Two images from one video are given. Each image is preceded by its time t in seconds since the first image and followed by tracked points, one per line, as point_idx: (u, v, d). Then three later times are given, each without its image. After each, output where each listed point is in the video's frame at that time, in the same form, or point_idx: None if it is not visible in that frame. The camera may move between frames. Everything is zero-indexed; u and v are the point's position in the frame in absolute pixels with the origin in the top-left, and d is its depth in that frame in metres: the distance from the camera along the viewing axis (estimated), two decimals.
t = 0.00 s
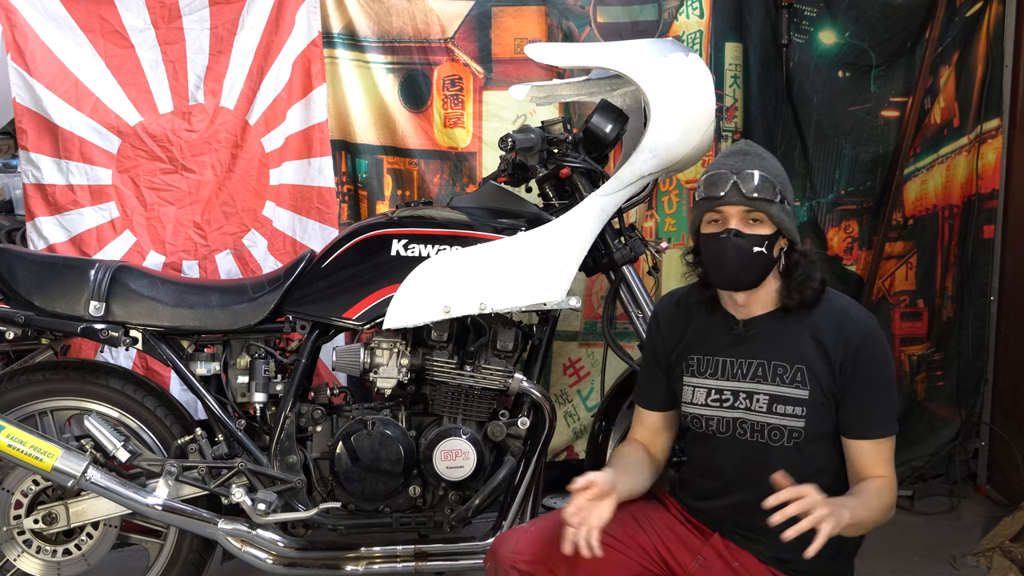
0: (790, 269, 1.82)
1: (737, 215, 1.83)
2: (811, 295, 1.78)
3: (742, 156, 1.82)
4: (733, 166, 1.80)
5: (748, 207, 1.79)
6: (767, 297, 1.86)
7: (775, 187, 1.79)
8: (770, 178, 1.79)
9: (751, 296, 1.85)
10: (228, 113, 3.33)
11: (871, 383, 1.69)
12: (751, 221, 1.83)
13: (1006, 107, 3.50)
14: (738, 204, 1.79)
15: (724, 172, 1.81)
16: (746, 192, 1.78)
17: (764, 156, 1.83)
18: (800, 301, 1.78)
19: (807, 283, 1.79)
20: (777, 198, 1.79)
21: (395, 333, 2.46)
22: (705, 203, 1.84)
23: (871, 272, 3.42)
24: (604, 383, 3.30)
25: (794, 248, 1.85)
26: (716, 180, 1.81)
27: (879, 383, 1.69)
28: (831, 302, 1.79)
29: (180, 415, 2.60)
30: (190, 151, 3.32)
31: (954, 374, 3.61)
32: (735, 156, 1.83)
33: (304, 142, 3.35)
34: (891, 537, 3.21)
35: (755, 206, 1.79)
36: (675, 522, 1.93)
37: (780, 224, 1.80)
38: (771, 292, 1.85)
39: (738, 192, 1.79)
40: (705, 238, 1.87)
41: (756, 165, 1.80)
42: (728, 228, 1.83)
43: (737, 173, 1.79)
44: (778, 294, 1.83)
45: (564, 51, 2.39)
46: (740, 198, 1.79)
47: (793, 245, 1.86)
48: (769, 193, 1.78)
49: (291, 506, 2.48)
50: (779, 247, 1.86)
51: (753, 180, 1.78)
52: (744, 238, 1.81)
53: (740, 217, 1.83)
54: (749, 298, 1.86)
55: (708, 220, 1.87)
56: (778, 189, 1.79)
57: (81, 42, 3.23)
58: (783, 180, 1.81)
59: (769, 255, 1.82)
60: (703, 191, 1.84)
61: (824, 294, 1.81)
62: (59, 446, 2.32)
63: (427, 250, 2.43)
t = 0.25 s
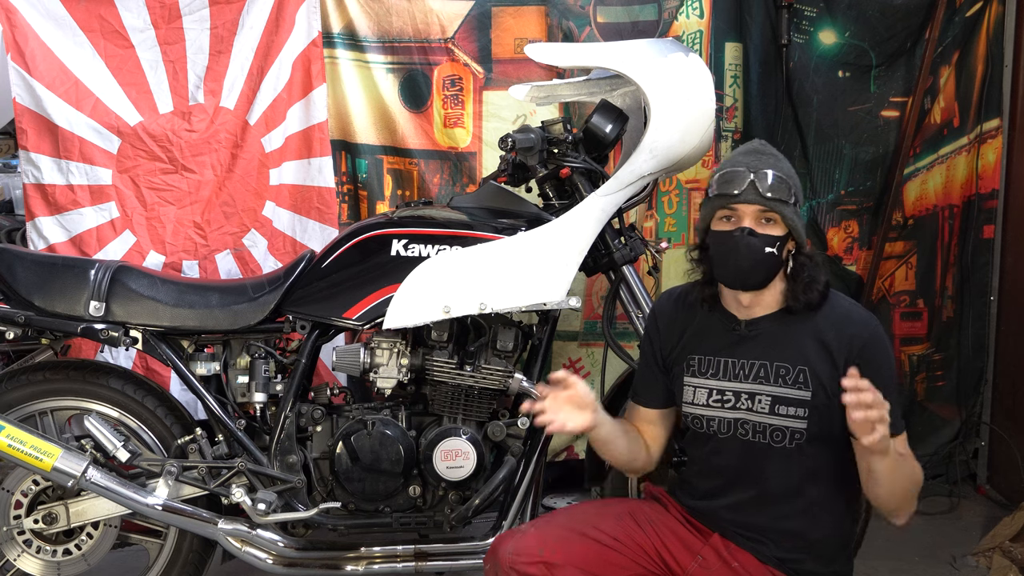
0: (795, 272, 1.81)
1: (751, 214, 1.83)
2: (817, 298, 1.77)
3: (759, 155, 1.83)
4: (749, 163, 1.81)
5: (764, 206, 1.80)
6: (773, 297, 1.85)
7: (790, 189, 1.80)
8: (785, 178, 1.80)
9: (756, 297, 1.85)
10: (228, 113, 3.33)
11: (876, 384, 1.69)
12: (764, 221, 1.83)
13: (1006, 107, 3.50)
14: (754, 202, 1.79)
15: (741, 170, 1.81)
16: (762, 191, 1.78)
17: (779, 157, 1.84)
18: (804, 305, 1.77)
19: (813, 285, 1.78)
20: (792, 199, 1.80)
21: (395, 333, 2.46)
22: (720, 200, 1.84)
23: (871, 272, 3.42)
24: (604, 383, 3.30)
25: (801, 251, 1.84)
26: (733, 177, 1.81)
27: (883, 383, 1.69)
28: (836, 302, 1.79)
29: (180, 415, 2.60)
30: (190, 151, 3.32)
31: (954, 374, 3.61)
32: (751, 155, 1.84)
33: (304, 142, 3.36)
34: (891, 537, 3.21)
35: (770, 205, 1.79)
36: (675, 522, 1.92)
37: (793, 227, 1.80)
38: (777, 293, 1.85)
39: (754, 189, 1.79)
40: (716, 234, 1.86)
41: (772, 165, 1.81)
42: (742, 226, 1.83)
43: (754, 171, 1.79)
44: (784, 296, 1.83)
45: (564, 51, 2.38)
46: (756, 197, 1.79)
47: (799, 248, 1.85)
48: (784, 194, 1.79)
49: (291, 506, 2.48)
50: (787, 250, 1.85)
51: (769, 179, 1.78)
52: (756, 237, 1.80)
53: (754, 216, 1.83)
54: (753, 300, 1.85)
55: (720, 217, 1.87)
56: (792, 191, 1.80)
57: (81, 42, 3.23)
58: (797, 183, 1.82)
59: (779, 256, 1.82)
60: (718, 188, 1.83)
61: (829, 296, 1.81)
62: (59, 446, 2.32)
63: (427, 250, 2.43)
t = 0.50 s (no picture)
0: (801, 274, 1.81)
1: (762, 218, 1.83)
2: (819, 301, 1.78)
3: (771, 158, 1.83)
4: (762, 166, 1.80)
5: (775, 210, 1.79)
6: (777, 299, 1.86)
7: (801, 193, 1.79)
8: (796, 182, 1.80)
9: (760, 299, 1.85)
10: (227, 113, 3.33)
11: (876, 386, 1.70)
12: (774, 224, 1.83)
13: (1006, 107, 3.50)
14: (765, 206, 1.79)
15: (752, 173, 1.80)
16: (774, 195, 1.78)
17: (789, 160, 1.84)
18: (807, 306, 1.78)
19: (817, 288, 1.79)
20: (802, 203, 1.80)
21: (395, 333, 2.46)
22: (731, 202, 1.83)
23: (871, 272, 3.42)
24: (604, 383, 3.30)
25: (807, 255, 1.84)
26: (745, 180, 1.80)
27: (883, 385, 1.70)
28: (837, 304, 1.79)
29: (180, 415, 2.60)
30: (190, 151, 3.32)
31: (954, 374, 3.61)
32: (763, 157, 1.83)
33: (304, 142, 3.36)
34: (891, 537, 3.21)
35: (781, 210, 1.79)
36: (675, 521, 1.92)
37: (803, 232, 1.81)
38: (781, 294, 1.86)
39: (766, 193, 1.79)
40: (726, 237, 1.85)
41: (783, 168, 1.80)
42: (752, 229, 1.82)
43: (766, 175, 1.79)
44: (787, 297, 1.83)
45: (564, 51, 2.39)
46: (768, 201, 1.79)
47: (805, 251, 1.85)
48: (797, 198, 1.79)
49: (291, 506, 2.48)
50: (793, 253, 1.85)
51: (781, 183, 1.78)
52: (767, 240, 1.80)
53: (764, 220, 1.83)
54: (757, 300, 1.85)
55: (730, 219, 1.86)
56: (804, 195, 1.80)
57: (81, 42, 3.23)
58: (808, 187, 1.82)
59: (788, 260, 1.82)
60: (729, 190, 1.82)
61: (831, 297, 1.81)
62: (59, 446, 2.32)
63: (427, 250, 2.43)
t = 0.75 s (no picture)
0: (798, 276, 1.80)
1: (752, 226, 1.80)
2: (818, 303, 1.77)
3: (760, 164, 1.80)
4: (750, 174, 1.78)
5: (765, 218, 1.77)
6: (775, 301, 1.85)
7: (792, 198, 1.77)
8: (787, 188, 1.76)
9: (759, 301, 1.85)
10: (228, 112, 3.33)
11: (877, 389, 1.69)
12: (766, 231, 1.80)
13: (1006, 107, 3.50)
14: (754, 214, 1.77)
15: (741, 181, 1.78)
16: (763, 203, 1.76)
17: (781, 164, 1.81)
18: (806, 308, 1.77)
19: (815, 289, 1.78)
20: (794, 209, 1.77)
21: (395, 333, 2.46)
22: (720, 212, 1.81)
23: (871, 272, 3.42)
24: (603, 383, 3.30)
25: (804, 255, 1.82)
26: (733, 189, 1.78)
27: (883, 388, 1.69)
28: (836, 305, 1.79)
29: (180, 415, 2.60)
30: (190, 151, 3.32)
31: (954, 374, 3.61)
32: (752, 163, 1.81)
33: (304, 142, 3.36)
34: (891, 537, 3.21)
35: (771, 217, 1.77)
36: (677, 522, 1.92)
37: (796, 236, 1.78)
38: (779, 296, 1.85)
39: (755, 201, 1.77)
40: (718, 246, 1.84)
41: (773, 174, 1.78)
42: (743, 238, 1.81)
43: (755, 183, 1.77)
44: (786, 299, 1.82)
45: (564, 51, 2.39)
46: (757, 209, 1.77)
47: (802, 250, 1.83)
48: (787, 203, 1.76)
49: (291, 506, 2.48)
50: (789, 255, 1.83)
51: (770, 190, 1.76)
52: (758, 248, 1.79)
53: (755, 228, 1.80)
54: (756, 302, 1.85)
55: (721, 227, 1.85)
56: (795, 200, 1.77)
57: (81, 42, 3.23)
58: (800, 191, 1.79)
59: (782, 265, 1.81)
60: (718, 199, 1.81)
61: (830, 299, 1.80)
62: (59, 446, 2.32)
63: (427, 250, 2.43)
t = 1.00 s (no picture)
0: (794, 276, 1.80)
1: (740, 223, 1.81)
2: (814, 305, 1.77)
3: (746, 161, 1.81)
4: (736, 172, 1.79)
5: (751, 215, 1.78)
6: (773, 301, 1.84)
7: (779, 195, 1.76)
8: (773, 185, 1.76)
9: (756, 302, 1.84)
10: (228, 113, 3.33)
11: (877, 390, 1.69)
12: (755, 228, 1.81)
13: (1006, 107, 3.50)
14: (741, 211, 1.78)
15: (726, 179, 1.79)
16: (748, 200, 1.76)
17: (769, 161, 1.81)
18: (801, 309, 1.77)
19: (811, 290, 1.78)
20: (781, 205, 1.77)
21: (395, 333, 2.46)
22: (708, 210, 1.83)
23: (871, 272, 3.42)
24: (603, 383, 3.30)
25: (799, 255, 1.82)
26: (718, 188, 1.79)
27: (884, 389, 1.68)
28: (836, 305, 1.79)
29: (180, 415, 2.60)
30: (191, 151, 3.32)
31: (954, 374, 3.61)
32: (739, 162, 1.81)
33: (304, 142, 3.36)
34: (891, 537, 3.21)
35: (758, 214, 1.77)
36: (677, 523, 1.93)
37: (784, 232, 1.78)
38: (776, 296, 1.84)
39: (741, 199, 1.77)
40: (708, 245, 1.85)
41: (759, 171, 1.78)
42: (732, 235, 1.81)
43: (740, 181, 1.77)
44: (783, 299, 1.82)
45: (564, 51, 2.39)
46: (742, 207, 1.78)
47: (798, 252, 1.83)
48: (773, 200, 1.76)
49: (291, 506, 2.48)
50: (784, 253, 1.83)
51: (756, 188, 1.76)
52: (746, 246, 1.79)
53: (743, 225, 1.81)
54: (753, 304, 1.85)
55: (711, 225, 1.86)
56: (782, 196, 1.77)
57: (81, 42, 3.23)
58: (787, 187, 1.79)
59: (772, 262, 1.80)
60: (706, 198, 1.82)
61: (829, 298, 1.81)
62: (59, 446, 2.32)
63: (427, 250, 2.43)
